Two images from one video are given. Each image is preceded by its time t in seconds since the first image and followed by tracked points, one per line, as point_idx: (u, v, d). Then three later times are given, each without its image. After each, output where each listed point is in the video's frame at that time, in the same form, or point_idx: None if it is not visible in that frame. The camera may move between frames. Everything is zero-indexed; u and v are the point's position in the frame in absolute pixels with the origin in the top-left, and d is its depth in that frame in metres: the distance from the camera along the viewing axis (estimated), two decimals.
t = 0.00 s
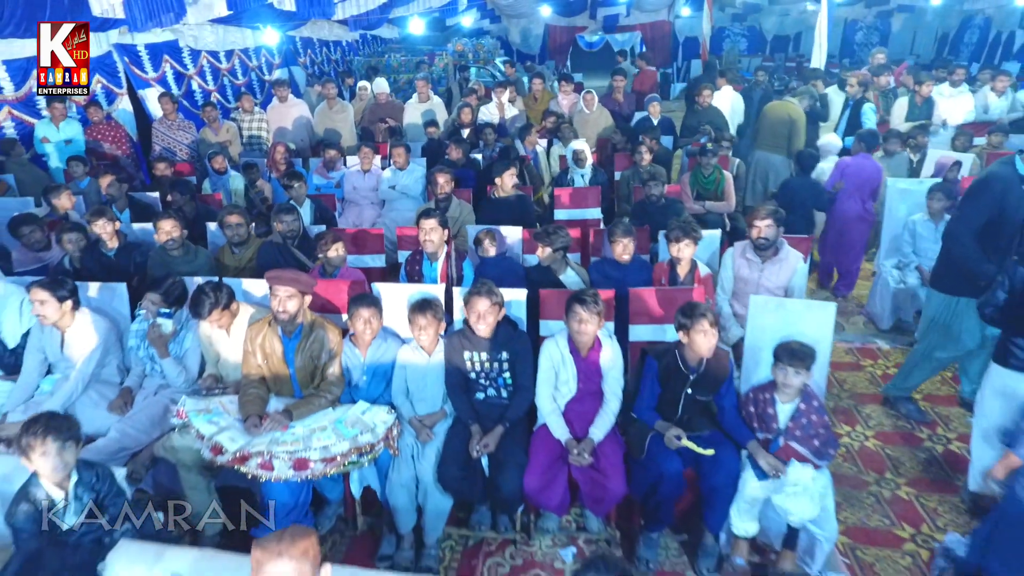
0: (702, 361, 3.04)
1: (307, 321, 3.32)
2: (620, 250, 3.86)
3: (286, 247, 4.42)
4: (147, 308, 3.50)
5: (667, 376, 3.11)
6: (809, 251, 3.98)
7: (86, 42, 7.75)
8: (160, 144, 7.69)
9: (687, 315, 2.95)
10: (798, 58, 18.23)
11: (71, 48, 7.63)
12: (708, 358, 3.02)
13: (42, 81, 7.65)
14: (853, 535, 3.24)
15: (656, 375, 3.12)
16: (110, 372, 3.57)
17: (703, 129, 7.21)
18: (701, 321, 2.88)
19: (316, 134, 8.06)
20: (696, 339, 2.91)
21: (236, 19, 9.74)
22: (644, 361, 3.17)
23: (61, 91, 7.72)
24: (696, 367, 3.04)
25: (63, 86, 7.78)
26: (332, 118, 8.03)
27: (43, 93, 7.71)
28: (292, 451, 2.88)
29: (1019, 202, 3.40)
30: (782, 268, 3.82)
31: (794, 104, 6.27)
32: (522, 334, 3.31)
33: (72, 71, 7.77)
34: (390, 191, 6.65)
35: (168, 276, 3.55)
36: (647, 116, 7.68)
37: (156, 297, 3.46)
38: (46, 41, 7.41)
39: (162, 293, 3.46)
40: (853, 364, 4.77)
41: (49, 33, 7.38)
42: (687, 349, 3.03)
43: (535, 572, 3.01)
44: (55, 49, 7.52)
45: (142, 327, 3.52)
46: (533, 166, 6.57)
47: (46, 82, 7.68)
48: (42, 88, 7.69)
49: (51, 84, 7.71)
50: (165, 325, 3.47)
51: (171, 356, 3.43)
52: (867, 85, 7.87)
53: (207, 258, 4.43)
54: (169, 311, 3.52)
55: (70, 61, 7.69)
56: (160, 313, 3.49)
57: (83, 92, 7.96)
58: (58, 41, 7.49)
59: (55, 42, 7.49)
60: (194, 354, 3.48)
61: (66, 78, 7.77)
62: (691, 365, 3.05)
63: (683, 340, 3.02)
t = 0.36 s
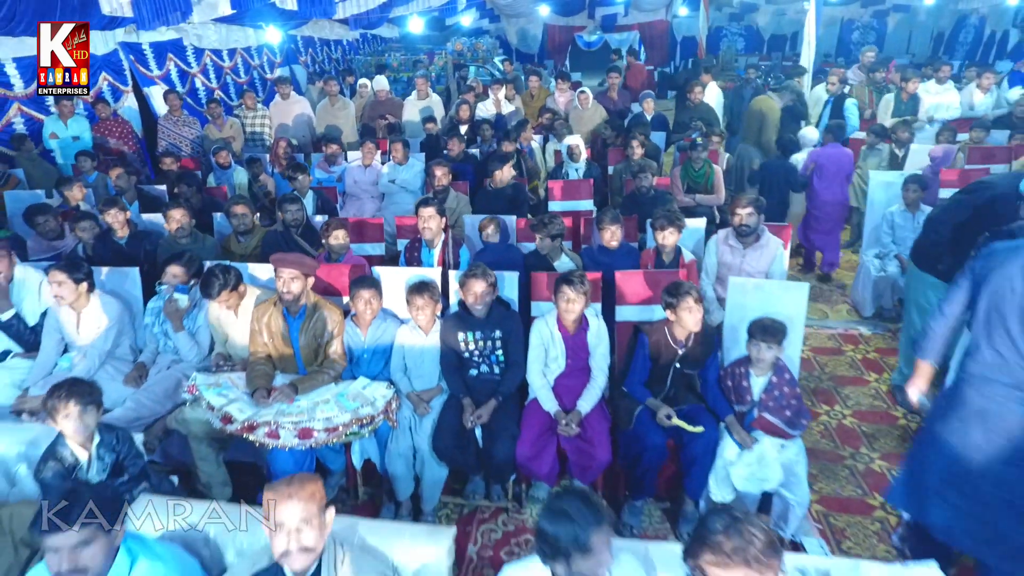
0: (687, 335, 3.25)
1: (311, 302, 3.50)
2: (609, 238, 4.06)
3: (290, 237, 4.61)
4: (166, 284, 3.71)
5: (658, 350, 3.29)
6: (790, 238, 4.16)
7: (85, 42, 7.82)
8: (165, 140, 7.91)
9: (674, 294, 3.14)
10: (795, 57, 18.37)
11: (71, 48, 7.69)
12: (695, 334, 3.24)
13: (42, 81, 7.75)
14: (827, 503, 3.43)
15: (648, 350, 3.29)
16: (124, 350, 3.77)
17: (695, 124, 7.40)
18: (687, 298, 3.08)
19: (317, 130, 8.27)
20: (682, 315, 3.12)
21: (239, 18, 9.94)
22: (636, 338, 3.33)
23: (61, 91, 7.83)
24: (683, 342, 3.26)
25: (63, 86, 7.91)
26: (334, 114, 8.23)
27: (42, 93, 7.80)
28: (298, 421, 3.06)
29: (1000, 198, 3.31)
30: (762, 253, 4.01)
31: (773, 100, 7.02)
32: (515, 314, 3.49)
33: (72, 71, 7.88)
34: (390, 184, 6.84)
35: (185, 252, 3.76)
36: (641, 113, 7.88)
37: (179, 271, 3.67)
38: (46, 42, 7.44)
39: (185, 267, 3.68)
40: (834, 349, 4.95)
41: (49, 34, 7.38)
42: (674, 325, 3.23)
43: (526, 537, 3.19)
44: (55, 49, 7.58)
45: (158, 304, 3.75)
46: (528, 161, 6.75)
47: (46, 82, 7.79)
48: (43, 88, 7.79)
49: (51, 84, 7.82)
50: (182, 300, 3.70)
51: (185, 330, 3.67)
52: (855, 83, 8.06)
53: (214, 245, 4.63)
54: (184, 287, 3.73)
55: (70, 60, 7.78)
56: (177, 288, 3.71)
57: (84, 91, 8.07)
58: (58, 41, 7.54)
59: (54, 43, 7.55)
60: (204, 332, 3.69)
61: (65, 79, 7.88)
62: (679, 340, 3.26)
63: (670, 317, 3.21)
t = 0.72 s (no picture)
0: (670, 309, 3.45)
1: (314, 281, 3.67)
2: (601, 223, 4.24)
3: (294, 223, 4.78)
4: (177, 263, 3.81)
5: (640, 322, 3.51)
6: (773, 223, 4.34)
7: (85, 42, 7.86)
8: (171, 134, 8.10)
9: (652, 271, 3.34)
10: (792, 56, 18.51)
11: (71, 48, 7.73)
12: (676, 307, 3.44)
13: (42, 81, 7.76)
14: (805, 472, 3.61)
15: (631, 324, 3.51)
16: (136, 328, 3.93)
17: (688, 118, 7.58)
18: (663, 274, 3.29)
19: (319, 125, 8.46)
20: (661, 289, 3.33)
21: (242, 15, 10.13)
22: (621, 315, 3.57)
23: (60, 91, 7.86)
24: (665, 315, 3.46)
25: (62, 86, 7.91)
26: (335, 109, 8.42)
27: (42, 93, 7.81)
28: (303, 390, 3.25)
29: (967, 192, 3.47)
30: (746, 237, 4.18)
31: (757, 93, 7.31)
32: (509, 292, 3.67)
33: (72, 72, 7.92)
34: (390, 176, 7.01)
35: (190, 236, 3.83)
36: (635, 107, 8.05)
37: (194, 251, 3.79)
38: (46, 41, 7.48)
39: (197, 250, 3.79)
40: (819, 332, 5.13)
41: (49, 33, 7.43)
42: (655, 300, 3.43)
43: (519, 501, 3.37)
44: (56, 49, 7.61)
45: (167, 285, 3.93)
46: (524, 154, 6.92)
47: (46, 82, 7.79)
48: (42, 89, 7.79)
49: (51, 84, 7.82)
50: (183, 282, 3.80)
51: (192, 310, 3.84)
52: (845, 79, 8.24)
53: (221, 231, 4.83)
54: (189, 269, 3.81)
55: (70, 61, 7.82)
56: (180, 270, 3.79)
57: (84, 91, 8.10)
58: (58, 41, 7.56)
59: (55, 42, 7.57)
60: (213, 310, 3.87)
61: (65, 79, 7.90)
62: (660, 314, 3.46)
63: (652, 293, 3.40)
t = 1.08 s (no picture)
0: (653, 276, 3.57)
1: (317, 251, 3.81)
2: (594, 197, 4.38)
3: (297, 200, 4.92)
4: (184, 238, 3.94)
5: (625, 291, 3.61)
6: (760, 199, 4.50)
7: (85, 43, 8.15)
8: (175, 121, 8.25)
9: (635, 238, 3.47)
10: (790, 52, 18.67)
11: (71, 49, 7.99)
12: (658, 273, 3.55)
13: (42, 81, 7.84)
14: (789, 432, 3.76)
15: (615, 291, 3.63)
16: (143, 298, 4.03)
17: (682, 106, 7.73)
18: (648, 240, 3.43)
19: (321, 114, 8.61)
20: (646, 254, 3.46)
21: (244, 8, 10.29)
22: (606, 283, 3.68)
23: (60, 90, 7.87)
24: (648, 281, 3.57)
25: (62, 86, 7.98)
26: (337, 98, 8.57)
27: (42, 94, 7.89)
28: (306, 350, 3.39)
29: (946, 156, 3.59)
30: (733, 212, 4.32)
31: (748, 81, 7.45)
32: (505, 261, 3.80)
33: (72, 72, 8.04)
34: (389, 162, 7.14)
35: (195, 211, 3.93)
36: (631, 96, 8.20)
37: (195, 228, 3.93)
38: (46, 42, 7.76)
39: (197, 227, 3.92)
40: (807, 308, 5.27)
41: (49, 32, 7.75)
42: (639, 266, 3.55)
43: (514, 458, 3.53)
44: (55, 49, 7.89)
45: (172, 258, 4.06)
46: (522, 140, 7.06)
47: (46, 82, 7.88)
48: (42, 89, 7.87)
49: (51, 84, 7.89)
50: (187, 255, 3.90)
51: (197, 281, 3.99)
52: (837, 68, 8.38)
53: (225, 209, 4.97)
54: (192, 244, 3.93)
55: (70, 61, 7.99)
56: (184, 244, 3.91)
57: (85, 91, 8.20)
58: (57, 42, 7.87)
59: (54, 43, 7.87)
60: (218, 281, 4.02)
61: (65, 78, 7.98)
62: (643, 279, 3.58)
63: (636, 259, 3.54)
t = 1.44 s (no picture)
0: (626, 248, 3.70)
1: (319, 223, 3.94)
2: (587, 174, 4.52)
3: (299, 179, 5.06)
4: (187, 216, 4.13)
5: (602, 264, 3.73)
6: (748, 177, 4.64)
7: (86, 43, 8.23)
8: (178, 109, 8.38)
9: (613, 211, 3.58)
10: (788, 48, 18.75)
11: (71, 49, 8.07)
12: (631, 245, 3.69)
13: (42, 81, 7.90)
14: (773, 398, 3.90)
15: (592, 264, 3.75)
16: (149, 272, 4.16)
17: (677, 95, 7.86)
18: (624, 215, 3.54)
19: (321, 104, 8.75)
20: (620, 229, 3.58)
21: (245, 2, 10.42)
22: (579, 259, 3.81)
23: (60, 90, 7.96)
24: (623, 252, 3.69)
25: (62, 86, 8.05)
26: (337, 88, 8.70)
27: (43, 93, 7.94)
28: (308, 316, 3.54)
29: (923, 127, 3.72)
30: (721, 188, 4.47)
31: (743, 68, 7.59)
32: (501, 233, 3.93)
33: (71, 72, 8.11)
34: (389, 149, 7.28)
35: (201, 188, 4.10)
36: (627, 85, 8.34)
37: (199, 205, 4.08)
38: (46, 41, 7.80)
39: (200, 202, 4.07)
40: (795, 286, 5.41)
41: (49, 32, 7.80)
42: (614, 239, 3.68)
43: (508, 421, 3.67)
44: (55, 49, 7.92)
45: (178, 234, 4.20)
46: (519, 127, 7.20)
47: (46, 82, 7.93)
48: (42, 89, 7.91)
49: (51, 84, 7.96)
50: (194, 230, 4.12)
51: (202, 255, 4.13)
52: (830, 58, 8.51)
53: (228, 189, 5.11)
54: (199, 220, 4.14)
55: (70, 61, 8.08)
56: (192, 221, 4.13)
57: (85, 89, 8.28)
58: (58, 42, 7.92)
59: (54, 43, 7.90)
60: (221, 255, 4.16)
61: (65, 79, 8.06)
62: (618, 252, 3.70)
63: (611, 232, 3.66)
